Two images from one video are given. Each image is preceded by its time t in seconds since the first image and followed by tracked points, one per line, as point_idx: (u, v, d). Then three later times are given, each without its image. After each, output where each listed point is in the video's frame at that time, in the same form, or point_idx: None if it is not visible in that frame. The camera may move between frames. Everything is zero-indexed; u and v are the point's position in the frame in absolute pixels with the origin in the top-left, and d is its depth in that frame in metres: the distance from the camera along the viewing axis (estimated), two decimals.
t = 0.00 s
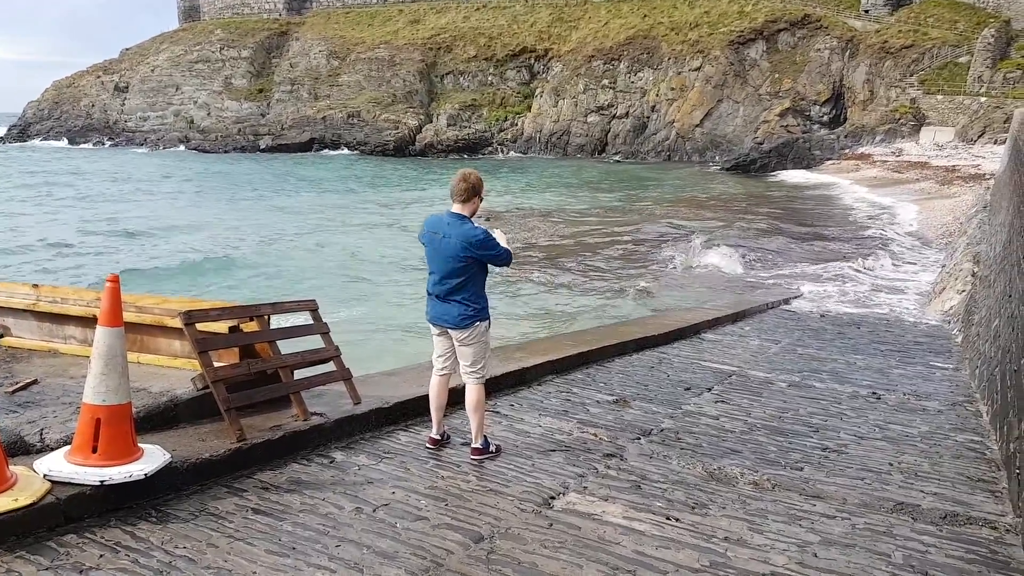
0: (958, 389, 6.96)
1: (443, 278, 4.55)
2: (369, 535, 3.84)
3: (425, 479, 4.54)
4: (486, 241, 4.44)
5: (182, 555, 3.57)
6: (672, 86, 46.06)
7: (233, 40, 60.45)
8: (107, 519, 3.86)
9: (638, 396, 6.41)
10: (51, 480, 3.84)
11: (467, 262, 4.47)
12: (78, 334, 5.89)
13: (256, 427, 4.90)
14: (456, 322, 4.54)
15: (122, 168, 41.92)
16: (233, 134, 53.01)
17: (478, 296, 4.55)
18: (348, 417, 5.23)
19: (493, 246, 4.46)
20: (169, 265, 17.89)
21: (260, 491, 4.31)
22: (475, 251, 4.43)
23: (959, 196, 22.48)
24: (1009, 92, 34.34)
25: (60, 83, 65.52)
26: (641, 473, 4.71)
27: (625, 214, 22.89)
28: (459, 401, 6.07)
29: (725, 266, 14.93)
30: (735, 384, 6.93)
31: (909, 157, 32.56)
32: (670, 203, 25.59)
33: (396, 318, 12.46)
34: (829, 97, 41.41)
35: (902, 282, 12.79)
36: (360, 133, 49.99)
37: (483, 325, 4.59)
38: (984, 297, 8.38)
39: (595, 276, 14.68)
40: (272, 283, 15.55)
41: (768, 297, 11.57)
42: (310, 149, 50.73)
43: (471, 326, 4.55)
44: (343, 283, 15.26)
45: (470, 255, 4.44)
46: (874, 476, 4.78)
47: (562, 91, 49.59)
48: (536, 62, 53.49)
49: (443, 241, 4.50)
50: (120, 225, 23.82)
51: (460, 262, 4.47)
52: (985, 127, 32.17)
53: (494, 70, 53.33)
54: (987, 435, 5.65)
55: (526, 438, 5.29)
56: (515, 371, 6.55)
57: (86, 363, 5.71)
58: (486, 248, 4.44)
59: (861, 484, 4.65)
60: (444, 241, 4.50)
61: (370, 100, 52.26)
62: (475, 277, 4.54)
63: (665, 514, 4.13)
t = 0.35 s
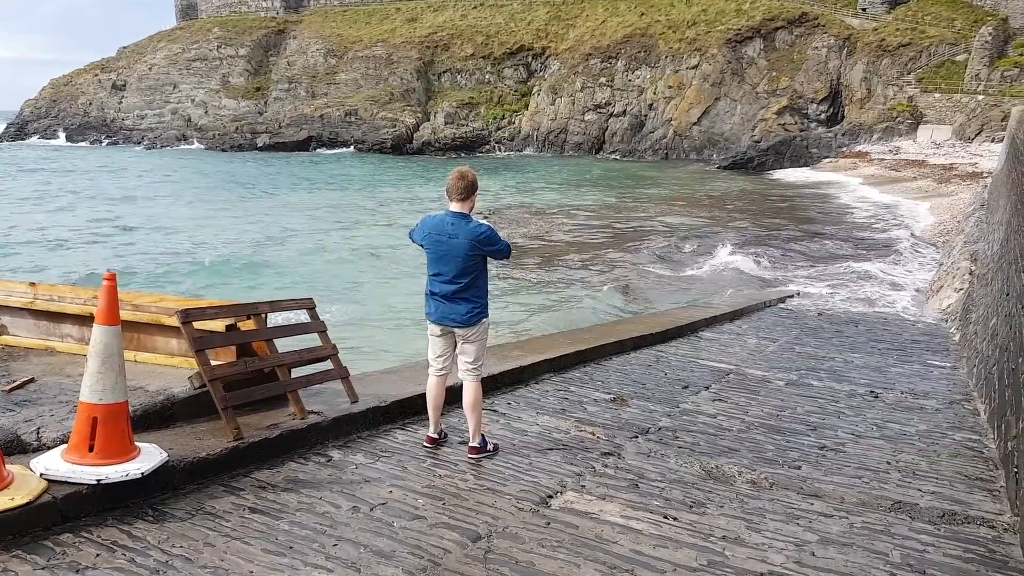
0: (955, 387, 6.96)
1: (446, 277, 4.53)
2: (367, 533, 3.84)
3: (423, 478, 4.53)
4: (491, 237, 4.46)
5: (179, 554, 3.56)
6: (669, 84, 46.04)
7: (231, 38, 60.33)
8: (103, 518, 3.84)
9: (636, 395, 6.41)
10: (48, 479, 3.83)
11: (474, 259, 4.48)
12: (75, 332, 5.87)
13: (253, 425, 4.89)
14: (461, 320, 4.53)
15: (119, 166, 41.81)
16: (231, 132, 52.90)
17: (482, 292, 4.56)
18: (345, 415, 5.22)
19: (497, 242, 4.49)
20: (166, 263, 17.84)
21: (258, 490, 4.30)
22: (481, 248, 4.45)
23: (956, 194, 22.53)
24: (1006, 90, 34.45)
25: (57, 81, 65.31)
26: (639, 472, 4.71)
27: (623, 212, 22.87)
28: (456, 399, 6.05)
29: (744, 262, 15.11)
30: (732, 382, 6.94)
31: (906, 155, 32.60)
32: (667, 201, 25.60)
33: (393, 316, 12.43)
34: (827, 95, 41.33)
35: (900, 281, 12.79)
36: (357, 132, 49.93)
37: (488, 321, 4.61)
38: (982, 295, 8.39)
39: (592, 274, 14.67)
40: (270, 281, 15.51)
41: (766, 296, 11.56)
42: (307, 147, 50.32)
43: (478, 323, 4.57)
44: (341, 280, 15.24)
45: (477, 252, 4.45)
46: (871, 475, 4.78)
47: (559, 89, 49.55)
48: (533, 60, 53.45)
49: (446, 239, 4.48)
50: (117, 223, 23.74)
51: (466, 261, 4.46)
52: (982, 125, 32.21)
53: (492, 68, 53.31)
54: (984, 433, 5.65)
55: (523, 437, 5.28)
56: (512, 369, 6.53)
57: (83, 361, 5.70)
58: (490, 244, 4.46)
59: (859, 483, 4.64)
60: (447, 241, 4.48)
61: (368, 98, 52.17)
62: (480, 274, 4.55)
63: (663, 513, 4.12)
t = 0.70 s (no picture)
0: (953, 384, 6.97)
1: (443, 282, 4.52)
2: (366, 542, 3.82)
3: (422, 485, 4.51)
4: (488, 241, 4.45)
5: (178, 566, 3.53)
6: (663, 87, 46.13)
7: (224, 47, 60.36)
8: (101, 532, 3.82)
9: (634, 397, 6.40)
10: (45, 493, 3.80)
11: (470, 263, 4.47)
12: (71, 344, 5.85)
13: (251, 435, 4.87)
14: (459, 325, 4.52)
15: (114, 176, 41.80)
16: (226, 141, 52.90)
17: (480, 297, 4.55)
18: (344, 423, 5.21)
19: (494, 245, 4.48)
20: (163, 273, 17.82)
21: (256, 500, 4.28)
22: (477, 252, 4.44)
23: (950, 191, 22.61)
24: (997, 87, 34.61)
25: (51, 92, 65.27)
26: (639, 475, 4.70)
27: (618, 215, 22.91)
28: (454, 405, 6.04)
29: (749, 261, 15.20)
30: (731, 383, 6.94)
31: (901, 154, 32.71)
32: (663, 203, 25.64)
33: (391, 323, 12.42)
34: (820, 96, 41.36)
35: (896, 279, 12.80)
36: (352, 139, 49.96)
37: (487, 325, 4.60)
38: (978, 292, 8.40)
39: (589, 277, 14.67)
40: (266, 290, 15.50)
41: (763, 296, 11.56)
42: (302, 155, 50.31)
43: (477, 327, 4.56)
44: (337, 288, 15.22)
45: (473, 257, 4.44)
46: (871, 474, 4.77)
47: (554, 94, 49.60)
48: (527, 65, 53.53)
49: (443, 245, 4.48)
50: (112, 234, 23.71)
51: (463, 266, 4.46)
52: (975, 123, 32.36)
53: (486, 73, 53.40)
54: (984, 430, 5.65)
55: (522, 442, 5.27)
56: (510, 374, 6.52)
57: (79, 374, 5.68)
58: (487, 248, 4.45)
59: (859, 483, 4.64)
60: (443, 246, 4.47)
61: (363, 105, 52.22)
62: (477, 279, 4.55)
63: (664, 516, 4.12)
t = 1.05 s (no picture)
0: (947, 391, 6.98)
1: (437, 285, 4.53)
2: (359, 545, 3.81)
3: (416, 488, 4.51)
4: (481, 244, 4.45)
5: (170, 568, 3.52)
6: (660, 93, 46.26)
7: (222, 49, 60.33)
8: (93, 533, 3.80)
9: (629, 402, 6.40)
10: (37, 494, 3.78)
11: (464, 267, 4.47)
12: (64, 345, 5.84)
13: (244, 437, 4.87)
14: (453, 328, 4.52)
15: (109, 177, 41.70)
16: (223, 142, 52.85)
17: (474, 300, 4.55)
18: (337, 426, 5.20)
19: (488, 249, 4.48)
20: (158, 274, 17.78)
21: (249, 502, 4.27)
22: (471, 256, 4.44)
23: (946, 199, 22.70)
24: (993, 95, 34.82)
25: (48, 92, 65.12)
26: (632, 480, 4.69)
27: (614, 219, 22.97)
28: (448, 408, 6.03)
29: (746, 267, 15.21)
30: (725, 389, 6.94)
31: (897, 161, 32.83)
32: (659, 208, 25.68)
33: (386, 326, 12.41)
34: (817, 101, 41.89)
35: (891, 286, 12.83)
36: (349, 142, 49.94)
37: (481, 328, 4.60)
38: (972, 299, 8.42)
39: (585, 282, 14.68)
40: (261, 292, 15.47)
41: (759, 302, 11.56)
42: (299, 158, 50.24)
43: (471, 330, 4.56)
44: (333, 290, 15.21)
45: (467, 260, 4.44)
46: (865, 480, 4.77)
47: (551, 98, 49.65)
48: (525, 69, 53.65)
49: (437, 248, 4.48)
50: (107, 234, 23.65)
51: (457, 269, 4.46)
52: (971, 131, 32.51)
53: (483, 77, 53.51)
54: (977, 437, 5.66)
55: (516, 445, 5.27)
56: (505, 378, 6.52)
57: (72, 374, 5.66)
58: (481, 251, 4.45)
59: (852, 489, 4.64)
60: (438, 248, 4.48)
61: (360, 108, 52.24)
62: (472, 282, 4.55)
63: (657, 520, 4.11)
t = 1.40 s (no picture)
0: (955, 391, 6.92)
1: (439, 285, 4.50)
2: (362, 542, 3.79)
3: (419, 487, 4.49)
4: (483, 244, 4.43)
5: (174, 565, 3.50)
6: (663, 91, 46.16)
7: (225, 49, 60.46)
8: (99, 529, 3.79)
9: (632, 401, 6.38)
10: (45, 490, 3.77)
11: (465, 266, 4.44)
12: (71, 343, 5.84)
13: (249, 435, 4.85)
14: (454, 327, 4.50)
15: (114, 178, 41.79)
16: (227, 142, 52.96)
17: (476, 299, 4.52)
18: (341, 424, 5.18)
19: (489, 248, 4.45)
20: (162, 273, 17.80)
21: (254, 500, 4.25)
22: (472, 256, 4.42)
23: (953, 197, 22.56)
24: (1001, 92, 34.66)
25: (52, 94, 65.38)
26: (636, 480, 4.66)
27: (618, 218, 22.90)
28: (452, 407, 6.00)
29: (753, 266, 15.12)
30: (730, 388, 6.90)
31: (902, 159, 32.68)
32: (664, 206, 25.63)
33: (390, 324, 12.41)
34: (822, 99, 41.80)
35: (898, 285, 12.74)
36: (352, 141, 49.94)
37: (482, 326, 4.57)
38: (980, 298, 8.36)
39: (589, 281, 14.64)
40: (264, 291, 15.48)
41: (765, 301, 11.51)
42: (303, 158, 50.04)
43: (472, 329, 4.54)
44: (336, 289, 15.20)
45: (468, 260, 4.42)
46: (871, 481, 4.74)
47: (553, 97, 49.53)
48: (527, 68, 53.66)
49: (438, 248, 4.45)
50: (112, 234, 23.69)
51: (459, 269, 4.43)
52: (978, 128, 32.39)
53: (486, 76, 53.52)
54: (985, 437, 5.61)
55: (519, 444, 5.24)
56: (508, 377, 6.49)
57: (79, 373, 5.65)
58: (482, 251, 4.43)
59: (859, 489, 4.60)
60: (439, 249, 4.46)
61: (363, 107, 52.29)
62: (473, 282, 4.52)
63: (661, 519, 4.09)
